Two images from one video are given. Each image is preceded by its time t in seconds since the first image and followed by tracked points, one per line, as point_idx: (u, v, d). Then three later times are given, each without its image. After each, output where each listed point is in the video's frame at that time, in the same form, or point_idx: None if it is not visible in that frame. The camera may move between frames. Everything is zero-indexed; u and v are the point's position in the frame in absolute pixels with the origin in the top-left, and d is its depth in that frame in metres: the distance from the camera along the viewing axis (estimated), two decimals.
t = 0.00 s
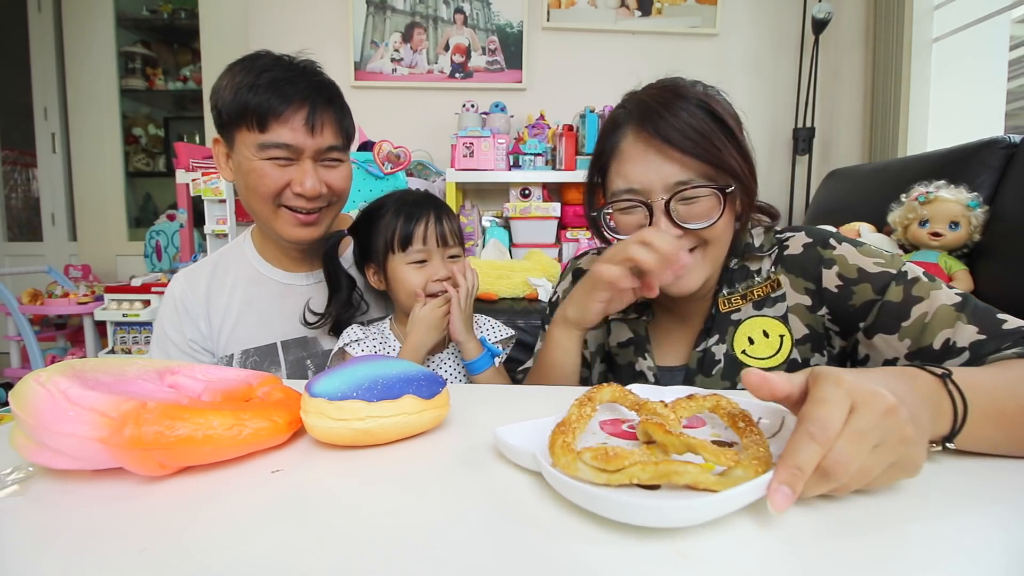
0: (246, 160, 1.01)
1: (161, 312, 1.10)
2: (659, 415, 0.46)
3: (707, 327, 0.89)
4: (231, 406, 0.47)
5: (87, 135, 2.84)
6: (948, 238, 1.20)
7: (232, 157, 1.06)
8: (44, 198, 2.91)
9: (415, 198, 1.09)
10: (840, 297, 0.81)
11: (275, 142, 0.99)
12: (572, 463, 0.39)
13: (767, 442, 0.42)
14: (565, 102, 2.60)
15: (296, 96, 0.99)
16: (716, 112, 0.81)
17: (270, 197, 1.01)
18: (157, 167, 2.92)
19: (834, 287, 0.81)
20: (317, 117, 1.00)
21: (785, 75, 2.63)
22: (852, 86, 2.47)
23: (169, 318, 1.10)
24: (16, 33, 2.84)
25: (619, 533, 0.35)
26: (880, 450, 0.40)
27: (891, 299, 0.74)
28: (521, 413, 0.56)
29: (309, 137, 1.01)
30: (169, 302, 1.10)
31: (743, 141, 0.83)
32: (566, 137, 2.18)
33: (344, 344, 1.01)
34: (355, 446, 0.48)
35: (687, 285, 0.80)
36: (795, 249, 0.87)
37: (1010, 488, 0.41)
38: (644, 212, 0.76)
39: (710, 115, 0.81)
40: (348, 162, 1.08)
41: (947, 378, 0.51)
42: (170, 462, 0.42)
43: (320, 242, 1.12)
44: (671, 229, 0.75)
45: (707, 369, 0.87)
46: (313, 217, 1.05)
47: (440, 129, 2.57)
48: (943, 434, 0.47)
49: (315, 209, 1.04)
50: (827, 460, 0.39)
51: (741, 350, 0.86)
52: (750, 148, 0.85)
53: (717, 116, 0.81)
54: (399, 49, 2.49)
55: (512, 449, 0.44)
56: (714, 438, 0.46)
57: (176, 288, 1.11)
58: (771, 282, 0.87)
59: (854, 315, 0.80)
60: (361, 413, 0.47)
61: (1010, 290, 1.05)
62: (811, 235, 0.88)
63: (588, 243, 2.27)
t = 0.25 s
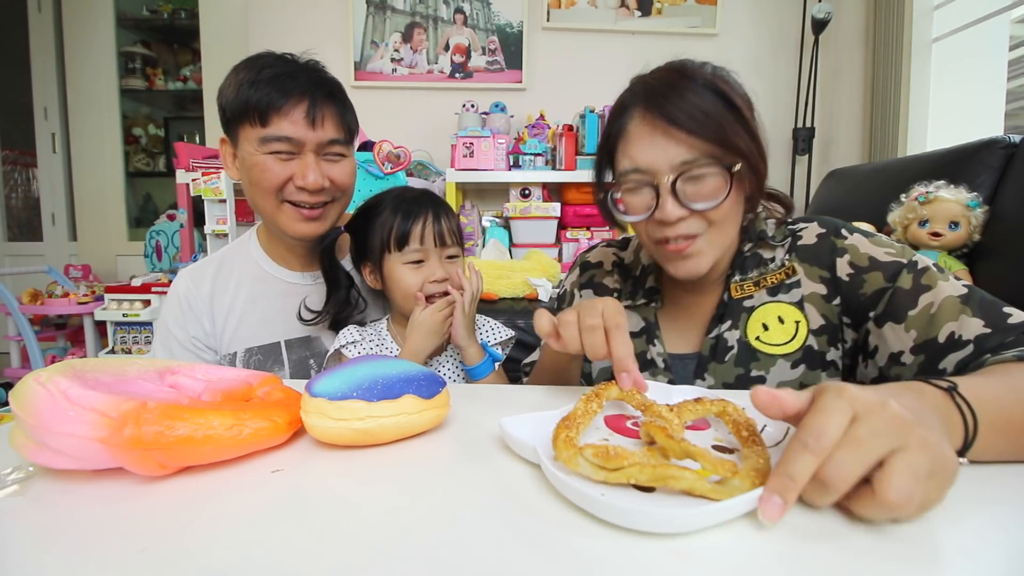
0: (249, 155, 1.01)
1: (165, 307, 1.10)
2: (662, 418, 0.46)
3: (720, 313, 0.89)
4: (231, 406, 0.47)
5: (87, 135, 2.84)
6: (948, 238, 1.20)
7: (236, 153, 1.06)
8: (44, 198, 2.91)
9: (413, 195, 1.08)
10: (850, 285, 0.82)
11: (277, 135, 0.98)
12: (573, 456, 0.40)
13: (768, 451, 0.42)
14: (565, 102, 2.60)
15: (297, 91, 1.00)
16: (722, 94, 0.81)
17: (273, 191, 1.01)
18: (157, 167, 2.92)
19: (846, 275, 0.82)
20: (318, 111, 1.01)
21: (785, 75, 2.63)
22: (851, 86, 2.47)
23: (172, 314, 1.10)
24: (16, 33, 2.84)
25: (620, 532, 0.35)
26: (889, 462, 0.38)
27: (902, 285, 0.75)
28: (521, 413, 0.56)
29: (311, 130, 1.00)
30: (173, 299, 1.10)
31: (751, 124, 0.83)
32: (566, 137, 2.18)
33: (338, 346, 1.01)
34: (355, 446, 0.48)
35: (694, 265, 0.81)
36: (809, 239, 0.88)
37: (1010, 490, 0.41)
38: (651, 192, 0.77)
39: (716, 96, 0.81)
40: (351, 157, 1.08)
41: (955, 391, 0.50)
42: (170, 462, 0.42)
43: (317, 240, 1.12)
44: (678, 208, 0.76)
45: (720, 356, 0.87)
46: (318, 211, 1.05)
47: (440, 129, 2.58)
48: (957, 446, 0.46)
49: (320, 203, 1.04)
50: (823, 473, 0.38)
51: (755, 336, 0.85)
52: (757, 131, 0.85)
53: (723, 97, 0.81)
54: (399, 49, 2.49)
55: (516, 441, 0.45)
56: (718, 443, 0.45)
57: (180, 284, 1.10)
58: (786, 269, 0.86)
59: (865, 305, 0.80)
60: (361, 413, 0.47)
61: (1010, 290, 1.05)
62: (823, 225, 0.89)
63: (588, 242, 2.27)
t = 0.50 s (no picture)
0: (248, 145, 1.03)
1: (168, 301, 1.10)
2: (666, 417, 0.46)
3: (727, 303, 0.88)
4: (231, 406, 0.47)
5: (86, 136, 2.84)
6: (948, 238, 1.20)
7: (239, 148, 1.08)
8: (44, 198, 2.91)
9: (410, 192, 1.07)
10: (853, 278, 0.82)
11: (271, 122, 0.99)
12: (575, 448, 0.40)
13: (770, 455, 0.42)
14: (565, 102, 2.60)
15: (289, 79, 1.00)
16: (742, 70, 0.83)
17: (270, 180, 1.01)
18: (157, 167, 2.92)
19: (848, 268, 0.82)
20: (309, 98, 1.01)
21: (785, 76, 2.63)
22: (851, 87, 2.47)
23: (175, 308, 1.10)
24: (17, 33, 2.84)
25: (620, 531, 0.35)
26: (891, 479, 0.37)
27: (902, 278, 0.75)
28: (521, 413, 0.56)
29: (303, 117, 1.01)
30: (177, 293, 1.10)
31: (766, 100, 0.85)
32: (566, 136, 2.18)
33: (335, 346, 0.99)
34: (355, 447, 0.48)
35: (702, 238, 0.82)
36: (816, 234, 0.88)
37: (1010, 492, 0.41)
38: (661, 158, 0.80)
39: (733, 70, 0.83)
40: (347, 146, 1.07)
41: (964, 404, 0.48)
42: (170, 462, 0.42)
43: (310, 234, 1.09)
44: (688, 173, 0.78)
45: (728, 345, 0.86)
46: (315, 199, 1.04)
47: (440, 129, 2.58)
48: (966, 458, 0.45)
49: (316, 190, 1.03)
50: (822, 488, 0.37)
51: (763, 326, 0.85)
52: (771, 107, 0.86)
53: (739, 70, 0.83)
54: (399, 49, 2.49)
55: (515, 442, 0.45)
56: (716, 442, 0.46)
57: (184, 278, 1.10)
58: (795, 262, 0.86)
59: (866, 298, 0.80)
60: (361, 414, 0.47)
61: (1010, 291, 1.05)
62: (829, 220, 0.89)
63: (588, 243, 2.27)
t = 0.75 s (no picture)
0: (241, 140, 1.04)
1: (171, 296, 1.11)
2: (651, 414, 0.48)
3: (728, 301, 0.88)
4: (232, 406, 0.47)
5: (86, 136, 2.84)
6: (948, 238, 1.20)
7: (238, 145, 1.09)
8: (44, 198, 2.91)
9: (397, 191, 1.04)
10: (854, 277, 0.82)
11: (260, 115, 1.00)
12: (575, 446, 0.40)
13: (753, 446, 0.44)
14: (565, 102, 2.60)
15: (276, 71, 1.02)
16: (745, 64, 0.84)
17: (261, 172, 1.01)
18: (157, 167, 2.92)
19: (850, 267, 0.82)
20: (295, 88, 1.01)
21: (785, 76, 2.63)
22: (851, 87, 2.47)
23: (177, 303, 1.10)
24: (17, 33, 2.84)
25: (620, 530, 0.35)
26: (894, 483, 0.37)
27: (904, 276, 0.76)
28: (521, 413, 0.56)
29: (291, 108, 1.01)
30: (179, 288, 1.10)
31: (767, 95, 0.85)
32: (566, 136, 2.18)
33: (325, 347, 0.97)
34: (355, 446, 0.48)
35: (699, 228, 0.81)
36: (818, 234, 0.88)
37: (1008, 492, 0.41)
38: (661, 147, 0.81)
39: (736, 65, 0.84)
40: (339, 138, 1.06)
41: (966, 405, 0.48)
42: (170, 462, 0.42)
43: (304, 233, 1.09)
44: (686, 160, 0.79)
45: (730, 342, 0.86)
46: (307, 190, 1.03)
47: (440, 129, 2.58)
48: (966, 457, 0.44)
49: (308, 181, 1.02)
50: (824, 492, 0.37)
51: (766, 325, 0.85)
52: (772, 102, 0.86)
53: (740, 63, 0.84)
54: (399, 48, 2.49)
55: (515, 442, 0.45)
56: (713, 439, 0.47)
57: (186, 273, 1.11)
58: (798, 261, 0.86)
59: (867, 297, 0.80)
60: (361, 414, 0.47)
61: (1010, 291, 1.05)
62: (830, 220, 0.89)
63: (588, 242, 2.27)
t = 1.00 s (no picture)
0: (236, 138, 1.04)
1: (169, 298, 1.11)
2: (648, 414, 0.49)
3: (725, 300, 0.88)
4: (231, 406, 0.47)
5: (86, 136, 2.84)
6: (948, 238, 1.20)
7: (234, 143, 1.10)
8: (44, 198, 2.91)
9: (380, 190, 1.03)
10: (855, 278, 0.82)
11: (257, 114, 1.00)
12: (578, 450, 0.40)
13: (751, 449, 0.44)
14: (565, 102, 2.60)
15: (272, 70, 1.02)
16: (732, 60, 0.83)
17: (257, 172, 1.02)
18: (157, 167, 2.92)
19: (852, 270, 0.82)
20: (292, 89, 1.02)
21: (785, 76, 2.63)
22: (851, 87, 2.47)
23: (175, 305, 1.11)
24: (17, 33, 2.84)
25: (620, 530, 0.35)
26: (890, 483, 0.37)
27: (905, 278, 0.76)
28: (520, 412, 0.56)
29: (287, 108, 1.01)
30: (176, 291, 1.11)
31: (757, 91, 0.84)
32: (566, 136, 2.18)
33: (314, 349, 0.97)
34: (355, 446, 0.48)
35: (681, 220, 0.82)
36: (818, 235, 0.88)
37: (1007, 492, 0.41)
38: (644, 142, 0.82)
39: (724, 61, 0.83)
40: (335, 138, 1.06)
41: (966, 404, 0.48)
42: (170, 462, 0.42)
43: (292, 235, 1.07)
44: (666, 154, 0.80)
45: (726, 342, 0.86)
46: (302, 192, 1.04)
47: (440, 129, 2.58)
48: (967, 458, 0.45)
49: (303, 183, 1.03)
50: (820, 491, 0.37)
51: (763, 325, 0.85)
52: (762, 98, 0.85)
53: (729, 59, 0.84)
54: (399, 49, 2.49)
55: (515, 442, 0.45)
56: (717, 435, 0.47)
57: (185, 275, 1.12)
58: (796, 262, 0.86)
59: (869, 299, 0.80)
60: (361, 414, 0.47)
61: (1011, 291, 1.05)
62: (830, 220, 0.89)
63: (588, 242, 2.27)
